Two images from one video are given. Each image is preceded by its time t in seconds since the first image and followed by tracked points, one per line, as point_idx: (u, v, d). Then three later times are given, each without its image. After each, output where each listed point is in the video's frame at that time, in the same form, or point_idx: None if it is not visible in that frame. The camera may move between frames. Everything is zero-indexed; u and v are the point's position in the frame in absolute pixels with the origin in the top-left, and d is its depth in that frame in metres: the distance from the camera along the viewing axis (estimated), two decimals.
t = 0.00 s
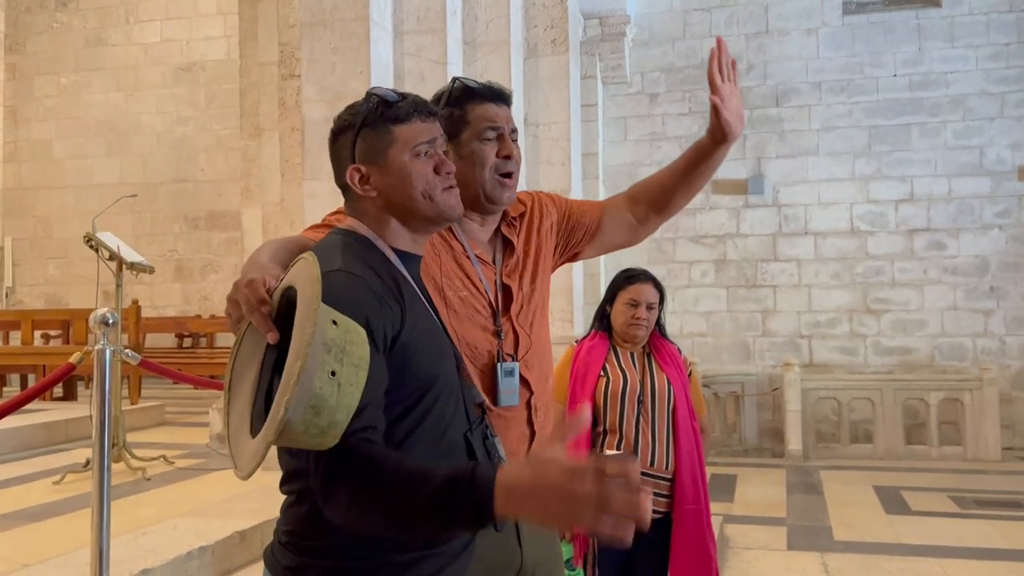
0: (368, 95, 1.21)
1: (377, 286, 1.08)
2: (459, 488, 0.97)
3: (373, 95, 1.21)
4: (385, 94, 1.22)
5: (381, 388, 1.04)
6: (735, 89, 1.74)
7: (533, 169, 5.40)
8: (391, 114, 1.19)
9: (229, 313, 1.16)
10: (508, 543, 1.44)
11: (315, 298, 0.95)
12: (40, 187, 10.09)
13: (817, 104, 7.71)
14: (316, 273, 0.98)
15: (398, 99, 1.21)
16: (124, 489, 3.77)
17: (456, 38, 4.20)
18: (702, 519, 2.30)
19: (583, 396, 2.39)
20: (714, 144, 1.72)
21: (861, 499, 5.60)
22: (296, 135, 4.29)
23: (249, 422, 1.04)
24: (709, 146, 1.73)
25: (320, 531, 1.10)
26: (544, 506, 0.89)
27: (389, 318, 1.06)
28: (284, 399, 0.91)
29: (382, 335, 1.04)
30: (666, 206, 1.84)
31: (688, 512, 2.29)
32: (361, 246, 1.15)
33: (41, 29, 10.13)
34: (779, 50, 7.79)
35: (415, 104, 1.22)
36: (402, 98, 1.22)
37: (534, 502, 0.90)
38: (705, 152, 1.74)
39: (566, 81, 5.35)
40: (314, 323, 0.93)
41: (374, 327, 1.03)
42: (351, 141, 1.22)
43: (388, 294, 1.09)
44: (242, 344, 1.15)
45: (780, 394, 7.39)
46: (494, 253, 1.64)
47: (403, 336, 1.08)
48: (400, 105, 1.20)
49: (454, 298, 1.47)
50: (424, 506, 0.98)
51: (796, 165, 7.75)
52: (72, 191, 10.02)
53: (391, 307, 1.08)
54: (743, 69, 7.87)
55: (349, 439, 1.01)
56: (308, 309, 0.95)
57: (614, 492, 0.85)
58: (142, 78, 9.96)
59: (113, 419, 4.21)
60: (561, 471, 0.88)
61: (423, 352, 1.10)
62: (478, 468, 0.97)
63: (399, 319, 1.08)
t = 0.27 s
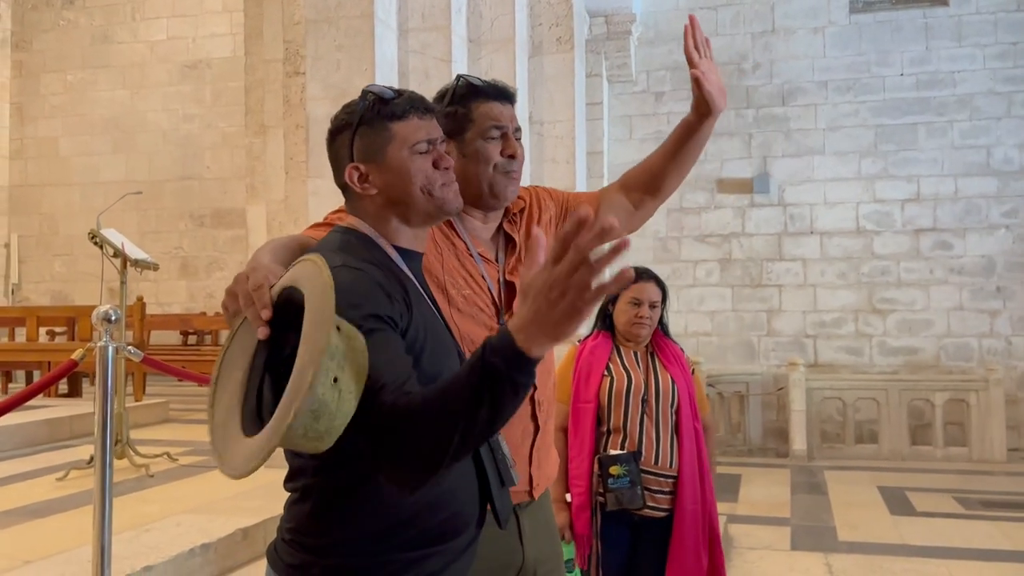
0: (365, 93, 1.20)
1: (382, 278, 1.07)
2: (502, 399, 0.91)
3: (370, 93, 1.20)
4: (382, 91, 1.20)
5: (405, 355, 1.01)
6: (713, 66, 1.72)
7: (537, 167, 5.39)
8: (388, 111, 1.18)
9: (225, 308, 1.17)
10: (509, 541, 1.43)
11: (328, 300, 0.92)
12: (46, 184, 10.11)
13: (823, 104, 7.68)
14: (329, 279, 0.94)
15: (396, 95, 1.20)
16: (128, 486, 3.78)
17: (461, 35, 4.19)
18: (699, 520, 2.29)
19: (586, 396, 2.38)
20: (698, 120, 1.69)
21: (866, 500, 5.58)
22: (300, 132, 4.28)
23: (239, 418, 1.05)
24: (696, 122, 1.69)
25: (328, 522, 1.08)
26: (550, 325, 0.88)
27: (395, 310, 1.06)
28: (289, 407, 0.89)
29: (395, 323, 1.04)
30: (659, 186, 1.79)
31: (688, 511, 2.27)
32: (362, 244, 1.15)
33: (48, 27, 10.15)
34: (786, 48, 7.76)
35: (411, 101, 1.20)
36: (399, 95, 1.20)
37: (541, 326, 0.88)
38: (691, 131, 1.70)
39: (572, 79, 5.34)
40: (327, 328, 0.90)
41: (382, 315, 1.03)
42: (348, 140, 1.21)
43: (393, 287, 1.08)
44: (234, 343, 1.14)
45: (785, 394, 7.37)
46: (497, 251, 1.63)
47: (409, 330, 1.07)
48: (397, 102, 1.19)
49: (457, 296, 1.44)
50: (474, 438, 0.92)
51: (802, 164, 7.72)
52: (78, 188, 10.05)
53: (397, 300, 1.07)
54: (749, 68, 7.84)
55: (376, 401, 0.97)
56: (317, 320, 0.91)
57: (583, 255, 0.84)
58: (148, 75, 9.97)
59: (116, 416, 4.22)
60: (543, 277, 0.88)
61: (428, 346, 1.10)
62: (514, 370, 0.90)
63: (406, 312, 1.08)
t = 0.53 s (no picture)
0: (362, 93, 1.19)
1: (379, 276, 1.04)
2: (503, 355, 0.84)
3: (366, 94, 1.19)
4: (378, 92, 1.19)
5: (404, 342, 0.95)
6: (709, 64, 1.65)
7: (542, 167, 5.38)
8: (383, 111, 1.17)
9: (216, 310, 1.10)
10: (507, 543, 1.43)
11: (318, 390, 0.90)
12: (53, 183, 10.15)
13: (830, 104, 7.65)
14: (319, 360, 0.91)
15: (391, 96, 1.18)
16: (130, 485, 3.78)
17: (466, 35, 4.19)
18: (699, 520, 2.29)
19: (587, 397, 2.35)
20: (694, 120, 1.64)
21: (873, 503, 5.55)
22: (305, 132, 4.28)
23: (202, 456, 1.04)
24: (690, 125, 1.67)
25: (327, 527, 1.06)
26: (540, 277, 0.85)
27: (396, 307, 1.03)
28: (263, 489, 0.91)
29: (394, 318, 1.00)
30: (656, 187, 1.77)
31: (690, 512, 2.27)
32: (355, 243, 1.13)
33: (56, 27, 10.19)
34: (793, 49, 7.73)
35: (407, 101, 1.18)
36: (396, 96, 1.19)
37: (531, 277, 0.85)
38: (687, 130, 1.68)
39: (577, 79, 5.33)
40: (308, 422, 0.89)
41: (380, 309, 0.98)
42: (343, 138, 1.19)
43: (391, 285, 1.06)
44: (214, 359, 1.09)
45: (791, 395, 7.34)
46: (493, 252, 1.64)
47: (408, 327, 1.05)
48: (392, 102, 1.17)
49: (455, 299, 1.47)
50: (479, 402, 0.84)
51: (808, 164, 7.69)
52: (85, 188, 10.08)
53: (396, 298, 1.04)
54: (756, 68, 7.81)
55: (375, 385, 0.89)
56: (309, 397, 0.90)
57: (566, 196, 0.84)
58: (155, 75, 9.99)
59: (120, 415, 4.23)
60: (531, 231, 0.87)
61: (426, 343, 1.07)
62: (514, 326, 0.84)
63: (405, 311, 1.05)
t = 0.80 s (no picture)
0: (358, 93, 1.18)
1: (366, 279, 1.03)
2: (488, 357, 0.82)
3: (361, 95, 1.17)
4: (373, 94, 1.18)
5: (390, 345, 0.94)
6: (706, 66, 1.66)
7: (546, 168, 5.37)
8: (378, 113, 1.15)
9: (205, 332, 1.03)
10: (499, 546, 1.43)
11: (318, 427, 0.91)
12: (61, 183, 10.18)
13: (838, 106, 7.60)
14: (314, 396, 0.91)
15: (386, 99, 1.17)
16: (132, 486, 3.78)
17: (470, 36, 4.18)
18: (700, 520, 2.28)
19: (588, 397, 2.33)
20: (691, 121, 1.64)
21: (879, 507, 5.51)
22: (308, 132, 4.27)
23: (194, 479, 1.03)
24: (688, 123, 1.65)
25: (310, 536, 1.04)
26: (527, 277, 0.84)
27: (383, 310, 1.02)
28: (266, 534, 0.93)
29: (380, 321, 0.99)
30: (653, 190, 1.77)
31: (690, 512, 2.27)
32: (346, 246, 1.12)
33: (64, 28, 10.23)
34: (801, 50, 7.70)
35: (402, 105, 1.17)
36: (391, 99, 1.17)
37: (518, 277, 0.84)
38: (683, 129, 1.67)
39: (581, 80, 5.32)
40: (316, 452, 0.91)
41: (366, 311, 0.97)
42: (335, 138, 1.18)
43: (378, 288, 1.05)
44: (198, 377, 1.05)
45: (798, 398, 7.30)
46: (487, 254, 1.63)
47: (395, 331, 1.04)
48: (387, 105, 1.16)
49: (446, 300, 1.46)
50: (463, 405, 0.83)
51: (816, 166, 7.65)
52: (93, 188, 10.12)
53: (384, 301, 1.03)
54: (763, 69, 7.78)
55: (357, 388, 0.88)
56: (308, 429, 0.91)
57: (557, 195, 0.83)
58: (163, 76, 10.02)
59: (122, 415, 4.23)
60: (521, 230, 0.86)
61: (413, 346, 1.06)
62: (500, 328, 0.83)
63: (392, 315, 1.04)
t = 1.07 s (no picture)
0: (349, 97, 1.18)
1: (351, 285, 1.04)
2: (468, 364, 0.82)
3: (353, 99, 1.18)
4: (364, 97, 1.18)
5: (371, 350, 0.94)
6: (699, 67, 1.69)
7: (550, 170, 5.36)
8: (368, 117, 1.15)
9: (186, 338, 1.05)
10: (491, 551, 1.49)
11: (291, 436, 0.93)
12: (70, 185, 10.24)
13: (846, 108, 7.57)
14: (292, 403, 0.92)
15: (377, 102, 1.17)
16: (134, 488, 3.79)
17: (474, 38, 4.18)
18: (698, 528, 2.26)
19: (587, 400, 2.34)
20: (686, 123, 1.68)
21: (887, 512, 5.46)
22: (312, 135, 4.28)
23: (168, 480, 1.06)
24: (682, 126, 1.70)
25: (290, 543, 1.03)
26: (509, 283, 0.84)
27: (366, 315, 1.02)
28: (231, 541, 0.95)
29: (362, 325, 0.99)
30: (648, 193, 1.82)
31: (687, 517, 2.24)
32: (335, 251, 1.12)
33: (75, 30, 10.29)
34: (809, 52, 7.66)
35: (394, 109, 1.18)
36: (382, 102, 1.18)
37: (500, 285, 0.84)
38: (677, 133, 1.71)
39: (586, 82, 5.31)
40: (289, 460, 0.93)
41: (348, 316, 0.98)
42: (325, 142, 1.18)
43: (364, 293, 1.05)
44: (182, 381, 1.09)
45: (805, 402, 7.25)
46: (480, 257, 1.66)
47: (379, 336, 1.04)
48: (379, 109, 1.16)
49: (438, 304, 1.50)
50: (440, 412, 0.82)
51: (824, 168, 7.61)
52: (102, 190, 10.17)
53: (368, 307, 1.03)
54: (771, 71, 7.75)
55: (337, 393, 0.87)
56: (283, 436, 0.93)
57: (540, 202, 0.83)
58: (171, 79, 10.07)
59: (126, 417, 4.24)
60: (504, 236, 0.86)
61: (397, 351, 1.06)
62: (480, 335, 0.82)
63: (376, 320, 1.04)
